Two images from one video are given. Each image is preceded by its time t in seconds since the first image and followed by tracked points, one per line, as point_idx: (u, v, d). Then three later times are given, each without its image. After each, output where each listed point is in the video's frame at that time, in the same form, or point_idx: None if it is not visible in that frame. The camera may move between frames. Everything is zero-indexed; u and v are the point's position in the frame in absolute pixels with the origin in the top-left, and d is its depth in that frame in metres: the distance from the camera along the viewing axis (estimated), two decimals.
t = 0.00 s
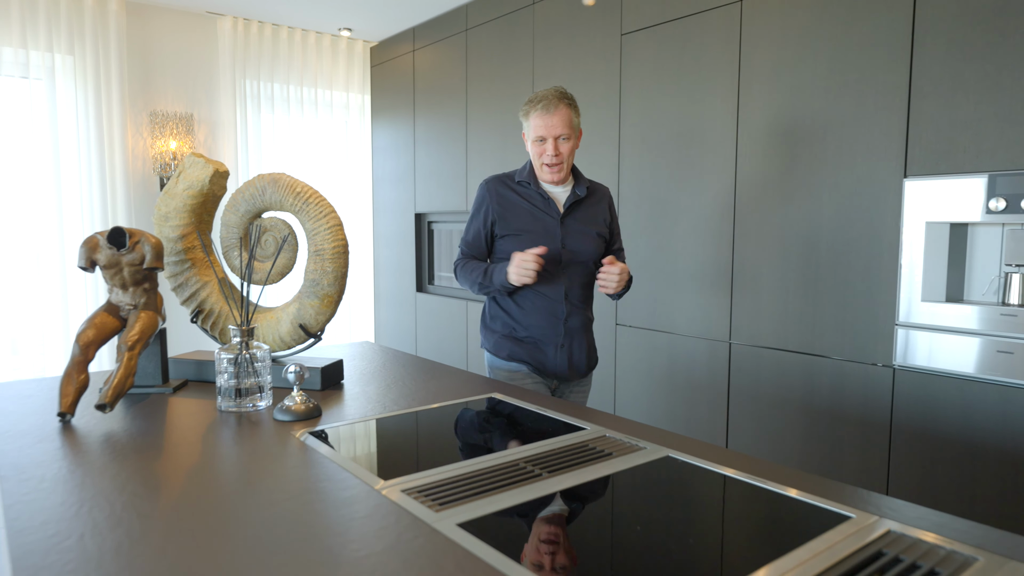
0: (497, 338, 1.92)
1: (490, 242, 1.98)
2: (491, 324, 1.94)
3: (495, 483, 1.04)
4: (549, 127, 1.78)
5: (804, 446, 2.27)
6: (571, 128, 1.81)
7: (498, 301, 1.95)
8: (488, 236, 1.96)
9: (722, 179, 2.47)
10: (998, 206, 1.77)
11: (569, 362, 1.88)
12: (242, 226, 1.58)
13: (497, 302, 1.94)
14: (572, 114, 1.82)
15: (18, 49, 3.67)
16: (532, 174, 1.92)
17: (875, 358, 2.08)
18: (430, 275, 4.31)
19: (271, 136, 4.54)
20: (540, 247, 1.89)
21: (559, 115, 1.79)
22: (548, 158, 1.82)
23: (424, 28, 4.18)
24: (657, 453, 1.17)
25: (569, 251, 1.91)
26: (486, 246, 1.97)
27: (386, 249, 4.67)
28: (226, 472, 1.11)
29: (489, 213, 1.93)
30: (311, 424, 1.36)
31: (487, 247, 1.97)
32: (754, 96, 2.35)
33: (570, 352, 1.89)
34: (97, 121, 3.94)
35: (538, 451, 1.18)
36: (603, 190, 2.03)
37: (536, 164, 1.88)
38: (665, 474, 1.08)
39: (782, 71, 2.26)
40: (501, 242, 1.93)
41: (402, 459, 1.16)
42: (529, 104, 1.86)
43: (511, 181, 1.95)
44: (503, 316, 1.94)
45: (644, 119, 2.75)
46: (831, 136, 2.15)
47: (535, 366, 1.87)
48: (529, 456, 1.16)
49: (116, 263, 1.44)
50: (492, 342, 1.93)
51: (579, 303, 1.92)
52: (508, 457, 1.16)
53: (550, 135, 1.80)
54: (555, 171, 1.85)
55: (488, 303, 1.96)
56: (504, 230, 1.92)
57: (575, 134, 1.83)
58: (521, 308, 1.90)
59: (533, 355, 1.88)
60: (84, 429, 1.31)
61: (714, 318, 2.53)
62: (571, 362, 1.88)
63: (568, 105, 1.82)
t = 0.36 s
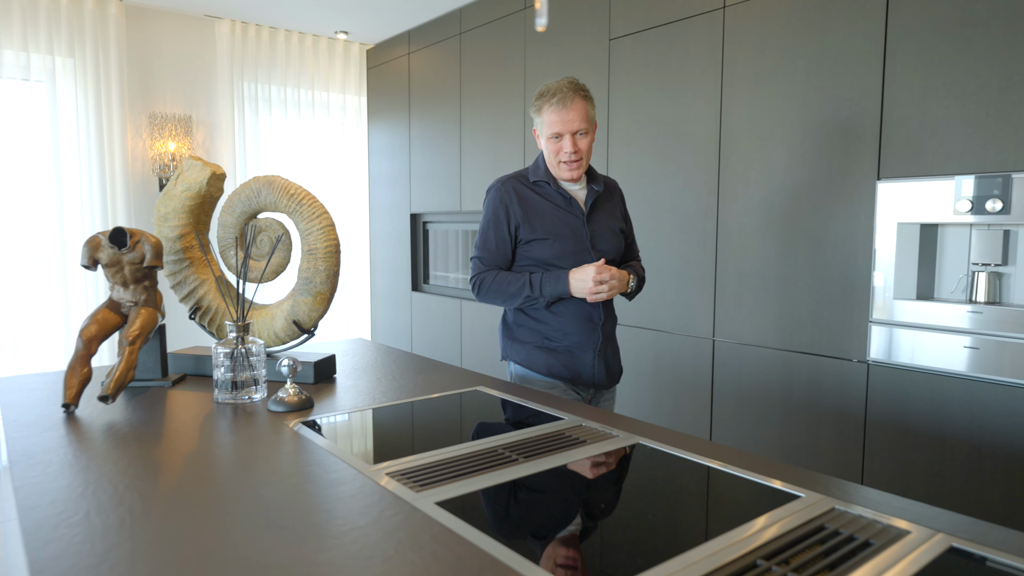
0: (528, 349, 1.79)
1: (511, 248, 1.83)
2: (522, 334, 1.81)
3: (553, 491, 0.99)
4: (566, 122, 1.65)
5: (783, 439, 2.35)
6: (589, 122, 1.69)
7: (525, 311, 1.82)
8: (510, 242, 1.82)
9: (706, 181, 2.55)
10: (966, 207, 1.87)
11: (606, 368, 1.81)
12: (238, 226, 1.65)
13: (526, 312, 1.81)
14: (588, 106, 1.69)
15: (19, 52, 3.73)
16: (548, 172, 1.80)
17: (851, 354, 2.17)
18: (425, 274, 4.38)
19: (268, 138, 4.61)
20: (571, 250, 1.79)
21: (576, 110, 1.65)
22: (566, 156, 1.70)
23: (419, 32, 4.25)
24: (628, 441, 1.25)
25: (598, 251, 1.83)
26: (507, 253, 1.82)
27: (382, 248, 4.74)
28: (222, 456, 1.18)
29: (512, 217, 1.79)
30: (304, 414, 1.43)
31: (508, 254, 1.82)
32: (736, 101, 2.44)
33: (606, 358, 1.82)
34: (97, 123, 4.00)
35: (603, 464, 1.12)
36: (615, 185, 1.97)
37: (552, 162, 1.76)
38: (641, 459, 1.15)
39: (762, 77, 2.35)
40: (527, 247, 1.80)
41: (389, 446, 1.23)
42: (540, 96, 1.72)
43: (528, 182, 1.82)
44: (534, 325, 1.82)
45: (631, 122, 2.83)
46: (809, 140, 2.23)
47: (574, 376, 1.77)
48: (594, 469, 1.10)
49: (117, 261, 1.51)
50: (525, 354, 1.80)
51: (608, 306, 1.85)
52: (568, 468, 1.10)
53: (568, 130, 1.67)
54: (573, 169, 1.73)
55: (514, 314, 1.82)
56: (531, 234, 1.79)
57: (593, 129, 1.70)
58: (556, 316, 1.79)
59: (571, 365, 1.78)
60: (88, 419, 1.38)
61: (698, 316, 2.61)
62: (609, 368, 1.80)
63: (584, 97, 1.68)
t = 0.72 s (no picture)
0: (541, 354, 1.76)
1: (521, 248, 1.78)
2: (537, 338, 1.78)
3: (566, 508, 0.94)
4: (578, 115, 1.61)
5: (766, 433, 2.42)
6: (603, 115, 1.64)
7: (537, 315, 1.78)
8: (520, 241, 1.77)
9: (691, 182, 2.61)
10: (939, 207, 1.94)
11: (623, 373, 1.77)
12: (233, 226, 1.71)
13: (538, 316, 1.77)
14: (602, 98, 1.64)
15: (20, 55, 3.78)
16: (559, 168, 1.76)
17: (831, 351, 2.24)
18: (420, 274, 4.43)
19: (264, 139, 4.66)
20: (584, 249, 1.75)
21: (589, 102, 1.61)
22: (580, 151, 1.65)
23: (413, 35, 4.31)
24: (605, 432, 1.31)
25: (612, 250, 1.79)
26: (516, 253, 1.77)
27: (377, 249, 4.79)
28: (217, 445, 1.24)
29: (522, 215, 1.74)
30: (296, 407, 1.49)
31: (517, 253, 1.78)
32: (720, 105, 2.50)
33: (623, 362, 1.78)
34: (96, 124, 4.06)
35: (620, 484, 1.04)
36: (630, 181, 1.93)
37: (563, 156, 1.71)
38: (619, 449, 1.21)
39: (745, 81, 2.42)
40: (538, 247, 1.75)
41: (377, 436, 1.29)
42: (551, 88, 1.67)
43: (539, 178, 1.77)
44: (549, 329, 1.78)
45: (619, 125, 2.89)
46: (790, 143, 2.30)
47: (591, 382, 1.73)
48: (609, 487, 1.02)
49: (116, 260, 1.57)
50: (540, 358, 1.77)
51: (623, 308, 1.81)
52: (559, 469, 1.09)
53: (580, 124, 1.62)
54: (586, 164, 1.68)
55: (526, 318, 1.78)
56: (541, 233, 1.74)
57: (606, 122, 1.65)
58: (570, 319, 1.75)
59: (586, 369, 1.75)
60: (88, 412, 1.44)
61: (684, 314, 2.67)
62: (626, 373, 1.77)
63: (597, 88, 1.63)
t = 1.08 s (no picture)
0: (545, 359, 1.81)
1: (531, 252, 1.84)
2: (541, 343, 1.83)
3: (558, 506, 0.98)
4: (590, 108, 1.66)
5: (748, 428, 2.50)
6: (615, 113, 1.68)
7: (544, 319, 1.83)
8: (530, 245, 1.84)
9: (676, 184, 2.70)
10: (912, 209, 2.03)
11: (628, 381, 1.78)
12: (227, 228, 1.77)
13: (544, 320, 1.82)
14: (615, 96, 1.69)
15: (19, 58, 3.83)
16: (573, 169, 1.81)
17: (809, 348, 2.32)
18: (414, 274, 4.49)
19: (260, 141, 4.72)
20: (592, 254, 1.78)
21: (601, 97, 1.66)
22: (590, 146, 1.69)
23: (407, 38, 4.38)
24: (583, 425, 1.37)
25: (623, 256, 1.80)
26: (527, 257, 1.84)
27: (372, 249, 4.85)
28: (212, 437, 1.31)
29: (531, 219, 1.80)
30: (288, 402, 1.55)
31: (527, 257, 1.84)
32: (704, 109, 2.59)
33: (628, 371, 1.79)
34: (93, 126, 4.11)
35: (619, 487, 1.05)
36: (655, 185, 1.92)
37: (576, 155, 1.76)
38: (594, 440, 1.28)
39: (728, 87, 2.51)
40: (545, 251, 1.80)
41: (368, 427, 1.37)
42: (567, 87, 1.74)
43: (552, 182, 1.82)
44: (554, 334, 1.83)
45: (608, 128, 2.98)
46: (770, 147, 2.40)
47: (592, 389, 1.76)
48: (609, 490, 1.03)
49: (114, 261, 1.62)
50: (543, 362, 1.83)
51: (636, 316, 1.81)
52: (534, 459, 1.16)
53: (591, 119, 1.67)
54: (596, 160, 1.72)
55: (533, 321, 1.84)
56: (548, 237, 1.79)
57: (619, 120, 1.69)
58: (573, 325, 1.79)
59: (588, 375, 1.78)
60: (88, 406, 1.50)
61: (669, 313, 2.75)
62: (631, 382, 1.77)
63: (611, 86, 1.68)
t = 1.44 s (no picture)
0: (576, 355, 1.85)
1: (573, 249, 1.90)
2: (574, 339, 1.87)
3: (537, 492, 1.04)
4: (626, 97, 1.68)
5: (733, 423, 2.58)
6: (654, 100, 1.69)
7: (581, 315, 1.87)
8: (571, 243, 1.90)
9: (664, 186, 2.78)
10: (887, 211, 2.14)
11: (655, 384, 1.73)
12: (221, 229, 1.82)
13: (579, 316, 1.86)
14: (654, 86, 1.70)
15: (15, 60, 3.88)
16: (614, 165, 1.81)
17: (790, 345, 2.42)
18: (407, 274, 4.55)
19: (255, 142, 4.77)
20: (622, 250, 1.78)
21: (637, 85, 1.68)
22: (627, 133, 1.69)
23: (401, 41, 4.43)
24: (563, 419, 1.44)
25: (655, 254, 1.75)
26: (568, 254, 1.90)
27: (366, 249, 4.90)
28: (207, 429, 1.37)
29: (569, 217, 1.87)
30: (280, 398, 1.60)
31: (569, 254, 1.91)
32: (690, 114, 2.68)
33: (656, 374, 1.73)
34: (89, 128, 4.15)
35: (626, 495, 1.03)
36: (710, 181, 1.80)
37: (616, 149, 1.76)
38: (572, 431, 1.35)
39: (713, 93, 2.61)
40: (580, 247, 1.86)
41: (361, 419, 1.44)
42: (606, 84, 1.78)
43: (594, 181, 1.86)
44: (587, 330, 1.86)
45: (598, 131, 3.06)
46: (753, 151, 2.49)
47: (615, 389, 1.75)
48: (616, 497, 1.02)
49: (111, 262, 1.67)
50: (575, 359, 1.87)
51: (669, 318, 1.74)
52: (515, 450, 1.23)
53: (628, 106, 1.69)
54: (636, 149, 1.71)
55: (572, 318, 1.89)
56: (582, 234, 1.84)
57: (658, 109, 1.69)
58: (601, 322, 1.80)
59: (614, 375, 1.77)
60: (87, 402, 1.55)
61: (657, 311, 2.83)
62: (657, 385, 1.71)
63: (649, 76, 1.71)
